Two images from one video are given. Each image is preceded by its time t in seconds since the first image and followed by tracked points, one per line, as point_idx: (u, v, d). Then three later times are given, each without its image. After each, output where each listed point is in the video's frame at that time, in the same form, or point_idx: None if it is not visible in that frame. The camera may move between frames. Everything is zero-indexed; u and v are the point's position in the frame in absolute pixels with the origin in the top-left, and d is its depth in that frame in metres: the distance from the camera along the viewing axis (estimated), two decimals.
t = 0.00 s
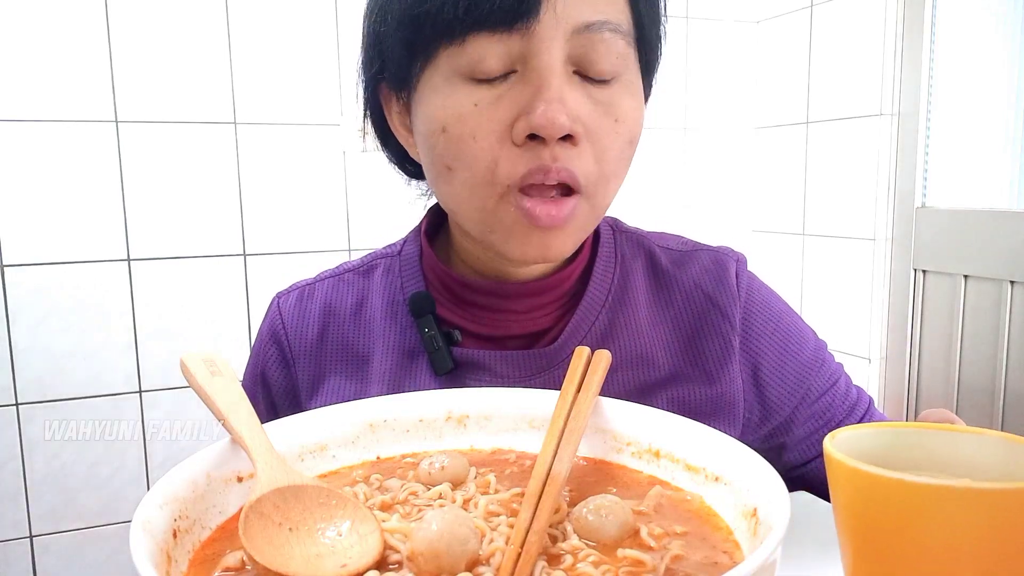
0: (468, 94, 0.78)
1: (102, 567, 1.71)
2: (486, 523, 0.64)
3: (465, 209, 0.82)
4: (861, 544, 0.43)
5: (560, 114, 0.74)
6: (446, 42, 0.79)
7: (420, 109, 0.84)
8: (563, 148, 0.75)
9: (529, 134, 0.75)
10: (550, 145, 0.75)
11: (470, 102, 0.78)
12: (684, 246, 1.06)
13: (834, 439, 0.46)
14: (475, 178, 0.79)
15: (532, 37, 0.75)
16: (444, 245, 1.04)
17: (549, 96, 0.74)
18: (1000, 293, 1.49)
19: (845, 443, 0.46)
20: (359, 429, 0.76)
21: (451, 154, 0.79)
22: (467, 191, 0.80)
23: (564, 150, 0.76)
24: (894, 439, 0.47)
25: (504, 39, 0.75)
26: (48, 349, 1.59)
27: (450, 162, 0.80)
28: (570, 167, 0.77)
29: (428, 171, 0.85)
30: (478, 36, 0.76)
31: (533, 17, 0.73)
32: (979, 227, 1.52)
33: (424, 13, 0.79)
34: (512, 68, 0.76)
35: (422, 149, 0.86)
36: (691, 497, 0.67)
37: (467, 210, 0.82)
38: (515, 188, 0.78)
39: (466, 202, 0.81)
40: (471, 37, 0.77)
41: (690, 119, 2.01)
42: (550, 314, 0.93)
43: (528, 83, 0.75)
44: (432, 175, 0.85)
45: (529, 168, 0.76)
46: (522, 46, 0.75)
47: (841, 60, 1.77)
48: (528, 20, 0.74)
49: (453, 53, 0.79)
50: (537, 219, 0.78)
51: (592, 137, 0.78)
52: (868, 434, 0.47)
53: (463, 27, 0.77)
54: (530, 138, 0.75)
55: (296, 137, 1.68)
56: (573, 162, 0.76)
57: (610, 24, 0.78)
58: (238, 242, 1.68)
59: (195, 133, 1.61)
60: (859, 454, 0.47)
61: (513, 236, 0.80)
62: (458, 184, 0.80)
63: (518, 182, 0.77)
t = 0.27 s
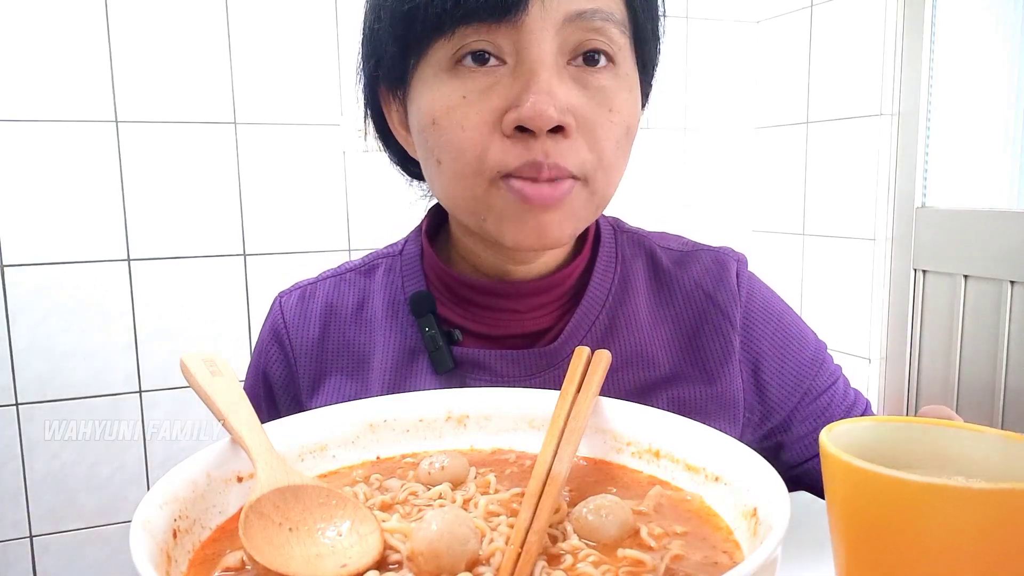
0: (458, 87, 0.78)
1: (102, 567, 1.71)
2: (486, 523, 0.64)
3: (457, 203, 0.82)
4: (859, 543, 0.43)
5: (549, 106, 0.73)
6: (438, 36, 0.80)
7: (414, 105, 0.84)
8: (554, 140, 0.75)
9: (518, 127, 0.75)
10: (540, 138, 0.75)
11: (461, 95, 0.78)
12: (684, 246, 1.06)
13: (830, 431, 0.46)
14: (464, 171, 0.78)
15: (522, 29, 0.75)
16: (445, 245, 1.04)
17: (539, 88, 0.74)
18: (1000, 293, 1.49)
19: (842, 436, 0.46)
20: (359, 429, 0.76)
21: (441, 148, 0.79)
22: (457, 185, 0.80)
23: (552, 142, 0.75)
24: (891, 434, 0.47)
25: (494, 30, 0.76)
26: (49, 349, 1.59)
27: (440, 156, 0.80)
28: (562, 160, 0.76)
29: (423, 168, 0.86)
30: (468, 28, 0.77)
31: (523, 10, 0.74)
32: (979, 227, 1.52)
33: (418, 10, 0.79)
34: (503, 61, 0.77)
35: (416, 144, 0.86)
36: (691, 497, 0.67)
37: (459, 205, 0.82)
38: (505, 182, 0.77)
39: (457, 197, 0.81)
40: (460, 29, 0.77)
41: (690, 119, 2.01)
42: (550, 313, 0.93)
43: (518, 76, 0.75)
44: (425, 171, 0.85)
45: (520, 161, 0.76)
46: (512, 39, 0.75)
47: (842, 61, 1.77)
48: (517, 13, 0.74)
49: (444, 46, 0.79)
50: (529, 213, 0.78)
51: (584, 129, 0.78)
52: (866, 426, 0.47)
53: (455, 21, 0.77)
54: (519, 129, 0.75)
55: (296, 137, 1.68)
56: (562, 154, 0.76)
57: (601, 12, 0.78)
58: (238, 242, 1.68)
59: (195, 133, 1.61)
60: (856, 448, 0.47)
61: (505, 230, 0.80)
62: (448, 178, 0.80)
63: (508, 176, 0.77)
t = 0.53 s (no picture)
0: (458, 87, 0.78)
1: (102, 567, 1.71)
2: (486, 523, 0.64)
3: (455, 202, 0.82)
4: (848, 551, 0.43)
5: (549, 108, 0.74)
6: (439, 35, 0.80)
7: (414, 104, 0.84)
8: (554, 142, 0.75)
9: (518, 128, 0.74)
10: (539, 140, 0.75)
11: (461, 95, 0.77)
12: (686, 246, 1.06)
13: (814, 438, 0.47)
14: (463, 171, 0.78)
15: (523, 29, 0.75)
16: (445, 246, 1.04)
17: (539, 88, 0.74)
18: (1000, 292, 1.49)
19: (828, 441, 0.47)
20: (359, 428, 0.76)
21: (441, 147, 0.79)
22: (456, 185, 0.80)
23: (551, 144, 0.75)
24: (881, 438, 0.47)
25: (494, 30, 0.76)
26: (48, 349, 1.59)
27: (438, 155, 0.80)
28: (562, 162, 0.76)
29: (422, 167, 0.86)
30: (470, 27, 0.77)
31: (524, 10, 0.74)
32: (979, 226, 1.52)
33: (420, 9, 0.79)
34: (504, 61, 0.77)
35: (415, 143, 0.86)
36: (691, 497, 0.67)
37: (457, 204, 0.82)
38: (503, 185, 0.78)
39: (455, 196, 0.81)
40: (461, 28, 0.77)
41: (690, 119, 2.01)
42: (549, 314, 0.93)
43: (519, 77, 0.75)
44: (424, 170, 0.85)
45: (517, 164, 0.76)
46: (513, 39, 0.75)
47: (842, 60, 1.77)
48: (518, 13, 0.74)
49: (444, 45, 0.79)
50: (525, 216, 0.78)
51: (584, 131, 0.78)
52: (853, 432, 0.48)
53: (456, 21, 0.77)
54: (519, 131, 0.75)
55: (296, 137, 1.68)
56: (562, 155, 0.76)
57: (602, 13, 0.78)
58: (238, 242, 1.68)
59: (195, 133, 1.61)
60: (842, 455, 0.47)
61: (502, 231, 0.80)
62: (446, 178, 0.80)
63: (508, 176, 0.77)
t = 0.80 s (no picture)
0: (467, 91, 0.78)
1: (102, 567, 1.71)
2: (486, 523, 0.64)
3: (463, 204, 0.82)
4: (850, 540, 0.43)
5: (561, 114, 0.73)
6: (446, 39, 0.79)
7: (419, 105, 0.83)
8: (565, 147, 0.75)
9: (528, 134, 0.75)
10: (550, 145, 0.75)
11: (469, 98, 0.77)
12: (688, 246, 1.06)
13: (823, 421, 0.47)
14: (472, 175, 0.78)
15: (533, 35, 0.74)
16: (445, 246, 1.04)
17: (550, 95, 0.74)
18: (1000, 292, 1.49)
19: (834, 423, 0.47)
20: (360, 428, 0.76)
21: (449, 150, 0.79)
22: (463, 187, 0.80)
23: (562, 149, 0.75)
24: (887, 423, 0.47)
25: (506, 34, 0.75)
26: (48, 349, 1.59)
27: (445, 157, 0.80)
28: (571, 166, 0.77)
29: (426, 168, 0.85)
30: (480, 32, 0.76)
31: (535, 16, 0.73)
32: (979, 227, 1.52)
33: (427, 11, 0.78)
34: (513, 66, 0.76)
35: (420, 144, 0.86)
36: (691, 497, 0.67)
37: (465, 207, 0.82)
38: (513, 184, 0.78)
39: (464, 199, 0.81)
40: (473, 32, 0.77)
41: (690, 120, 2.01)
42: (550, 313, 0.93)
43: (529, 82, 0.75)
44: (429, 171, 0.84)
45: (527, 166, 0.76)
46: (523, 44, 0.75)
47: (842, 60, 1.77)
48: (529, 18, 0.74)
49: (453, 49, 0.79)
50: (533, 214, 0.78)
51: (592, 136, 0.78)
52: (860, 415, 0.48)
53: (465, 24, 0.76)
54: (530, 137, 0.75)
55: (296, 137, 1.68)
56: (572, 160, 0.76)
57: (613, 17, 0.78)
58: (238, 242, 1.68)
59: (195, 133, 1.61)
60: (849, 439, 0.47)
61: (510, 232, 0.80)
62: (454, 180, 0.80)
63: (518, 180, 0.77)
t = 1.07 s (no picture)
0: (481, 89, 0.78)
1: (102, 567, 1.71)
2: (486, 523, 0.64)
3: (473, 203, 0.82)
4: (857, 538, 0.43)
5: (576, 115, 0.74)
6: (460, 37, 0.79)
7: (429, 104, 0.83)
8: (576, 149, 0.76)
9: (543, 134, 0.75)
10: (565, 146, 0.75)
11: (484, 96, 0.77)
12: (687, 247, 1.06)
13: (836, 425, 0.47)
14: (484, 173, 0.78)
15: (550, 35, 0.75)
16: (445, 246, 1.04)
17: (565, 96, 0.74)
18: (1000, 292, 1.49)
19: (848, 428, 0.47)
20: (359, 428, 0.76)
21: (461, 149, 0.79)
22: (474, 186, 0.80)
23: (576, 150, 0.76)
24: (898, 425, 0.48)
25: (521, 35, 0.76)
26: (48, 349, 1.59)
27: (457, 156, 0.80)
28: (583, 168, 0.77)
29: (435, 167, 0.85)
30: (496, 31, 0.76)
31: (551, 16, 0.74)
32: (979, 227, 1.52)
33: (439, 9, 0.78)
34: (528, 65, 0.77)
35: (428, 141, 0.85)
36: (691, 497, 0.67)
37: (474, 205, 0.82)
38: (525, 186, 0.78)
39: (474, 197, 0.81)
40: (488, 32, 0.77)
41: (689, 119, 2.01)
42: (549, 314, 0.93)
43: (544, 82, 0.76)
44: (439, 170, 0.84)
45: (541, 166, 0.76)
46: (539, 44, 0.75)
47: (841, 60, 1.77)
48: (546, 18, 0.74)
49: (467, 48, 0.79)
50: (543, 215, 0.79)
51: (605, 138, 0.78)
52: (870, 417, 0.48)
53: (480, 24, 0.76)
54: (545, 137, 0.75)
55: (296, 137, 1.68)
56: (585, 161, 0.77)
57: (624, 16, 0.79)
58: (238, 242, 1.68)
59: (195, 133, 1.61)
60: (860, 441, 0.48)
61: (521, 231, 0.80)
62: (467, 179, 0.80)
63: (530, 181, 0.77)
